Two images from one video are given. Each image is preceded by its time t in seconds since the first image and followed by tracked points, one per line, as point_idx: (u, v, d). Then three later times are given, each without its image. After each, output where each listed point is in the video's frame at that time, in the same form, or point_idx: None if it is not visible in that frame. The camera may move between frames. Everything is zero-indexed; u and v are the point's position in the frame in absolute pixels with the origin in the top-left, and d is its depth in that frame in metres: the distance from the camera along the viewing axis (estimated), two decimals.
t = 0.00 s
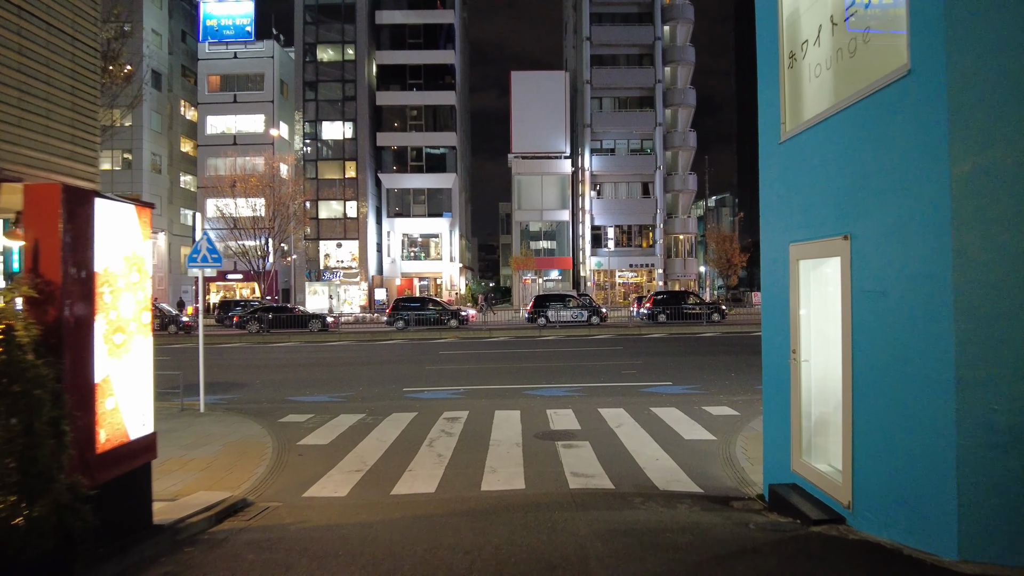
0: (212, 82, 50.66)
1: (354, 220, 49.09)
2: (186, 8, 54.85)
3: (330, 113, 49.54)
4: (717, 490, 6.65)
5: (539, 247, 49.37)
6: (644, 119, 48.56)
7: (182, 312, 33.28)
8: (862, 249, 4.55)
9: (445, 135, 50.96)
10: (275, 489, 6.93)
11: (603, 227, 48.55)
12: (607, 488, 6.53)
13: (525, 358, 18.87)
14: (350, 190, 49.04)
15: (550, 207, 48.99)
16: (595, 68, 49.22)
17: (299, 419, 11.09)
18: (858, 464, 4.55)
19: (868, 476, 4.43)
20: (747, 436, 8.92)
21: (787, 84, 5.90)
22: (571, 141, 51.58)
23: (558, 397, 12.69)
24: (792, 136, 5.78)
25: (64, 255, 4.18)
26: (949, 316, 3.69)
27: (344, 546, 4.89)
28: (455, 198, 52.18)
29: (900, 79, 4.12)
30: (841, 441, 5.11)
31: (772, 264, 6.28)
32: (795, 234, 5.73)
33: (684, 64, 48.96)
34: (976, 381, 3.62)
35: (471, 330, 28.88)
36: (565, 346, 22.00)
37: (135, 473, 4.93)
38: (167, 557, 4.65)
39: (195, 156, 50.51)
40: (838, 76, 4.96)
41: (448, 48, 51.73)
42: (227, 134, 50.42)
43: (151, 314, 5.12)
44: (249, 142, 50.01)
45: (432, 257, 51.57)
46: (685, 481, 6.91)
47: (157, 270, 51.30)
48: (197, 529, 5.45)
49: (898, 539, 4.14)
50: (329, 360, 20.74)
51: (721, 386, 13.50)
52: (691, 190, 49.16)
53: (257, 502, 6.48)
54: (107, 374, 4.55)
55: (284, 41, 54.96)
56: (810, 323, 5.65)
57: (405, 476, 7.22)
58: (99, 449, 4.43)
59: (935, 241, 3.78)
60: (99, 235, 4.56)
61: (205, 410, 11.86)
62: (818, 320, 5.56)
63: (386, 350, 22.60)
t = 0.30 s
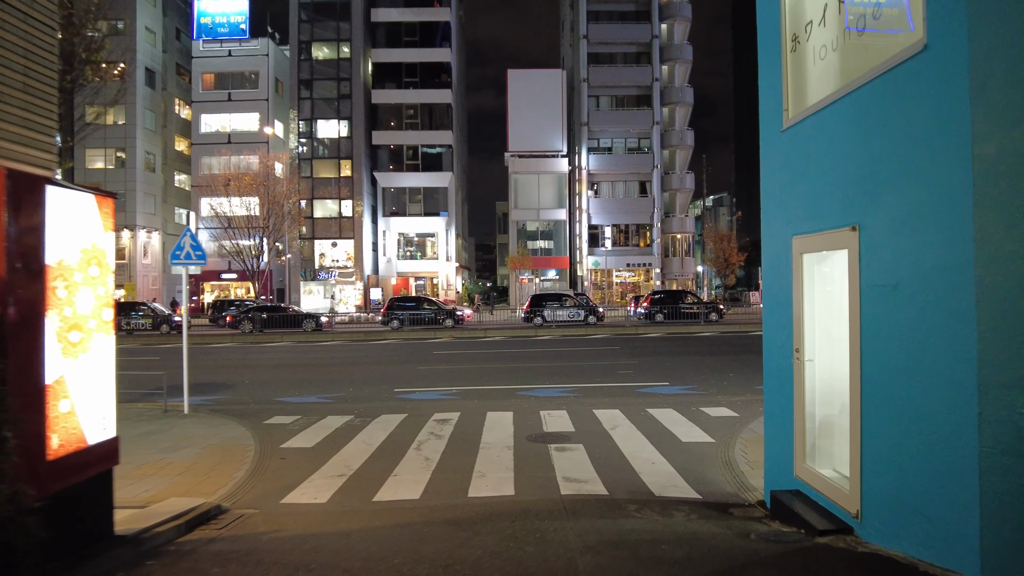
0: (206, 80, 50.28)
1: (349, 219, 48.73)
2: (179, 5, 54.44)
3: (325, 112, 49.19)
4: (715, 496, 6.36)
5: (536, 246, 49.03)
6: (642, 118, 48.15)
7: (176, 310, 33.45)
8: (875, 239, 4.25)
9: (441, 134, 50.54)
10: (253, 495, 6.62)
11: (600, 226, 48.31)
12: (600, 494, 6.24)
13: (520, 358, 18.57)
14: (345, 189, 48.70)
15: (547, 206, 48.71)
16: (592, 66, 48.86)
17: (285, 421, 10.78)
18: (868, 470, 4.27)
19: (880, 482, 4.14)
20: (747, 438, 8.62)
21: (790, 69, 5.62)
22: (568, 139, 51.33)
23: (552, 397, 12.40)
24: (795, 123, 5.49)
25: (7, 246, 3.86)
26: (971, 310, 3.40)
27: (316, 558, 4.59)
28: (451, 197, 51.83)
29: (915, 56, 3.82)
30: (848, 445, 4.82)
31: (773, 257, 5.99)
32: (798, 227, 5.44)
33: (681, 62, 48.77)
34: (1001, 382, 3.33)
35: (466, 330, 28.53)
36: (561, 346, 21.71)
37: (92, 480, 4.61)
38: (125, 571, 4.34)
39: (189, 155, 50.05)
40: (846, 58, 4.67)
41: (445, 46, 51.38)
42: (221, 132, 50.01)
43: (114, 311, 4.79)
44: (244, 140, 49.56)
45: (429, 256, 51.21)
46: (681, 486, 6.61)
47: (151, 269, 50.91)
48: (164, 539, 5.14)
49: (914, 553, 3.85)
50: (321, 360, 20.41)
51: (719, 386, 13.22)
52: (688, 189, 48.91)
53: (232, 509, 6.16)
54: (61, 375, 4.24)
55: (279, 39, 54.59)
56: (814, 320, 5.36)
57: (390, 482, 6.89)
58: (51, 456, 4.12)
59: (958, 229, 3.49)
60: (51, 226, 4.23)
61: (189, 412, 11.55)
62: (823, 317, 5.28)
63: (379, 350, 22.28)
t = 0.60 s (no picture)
0: (201, 80, 49.85)
1: (345, 219, 48.48)
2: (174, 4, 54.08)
3: (321, 112, 48.97)
4: (714, 507, 6.10)
5: (533, 247, 48.80)
6: (639, 117, 47.93)
7: (170, 310, 33.64)
8: (884, 239, 4.01)
9: (438, 134, 50.20)
10: (233, 506, 6.35)
11: (597, 226, 48.18)
12: (594, 506, 5.97)
13: (515, 361, 18.31)
14: (341, 189, 48.48)
15: (545, 206, 48.56)
16: (589, 66, 48.63)
17: (273, 427, 10.50)
18: (877, 485, 4.03)
19: (891, 498, 3.90)
20: (746, 444, 8.37)
21: (791, 62, 5.38)
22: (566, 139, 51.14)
23: (547, 401, 12.15)
24: (797, 119, 5.26)
25: None
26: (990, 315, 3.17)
27: None
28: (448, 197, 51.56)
29: (928, 43, 3.59)
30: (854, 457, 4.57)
31: (773, 259, 5.74)
32: (800, 227, 5.20)
33: (679, 62, 48.62)
34: None
35: (462, 331, 28.30)
36: (557, 348, 21.49)
37: (53, 496, 4.33)
38: None
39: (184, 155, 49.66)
40: (853, 48, 4.43)
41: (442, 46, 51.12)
42: (217, 132, 49.61)
43: (76, 318, 4.52)
44: (239, 140, 49.29)
45: (426, 257, 50.94)
46: (679, 497, 6.35)
47: (146, 270, 50.62)
48: (133, 557, 4.88)
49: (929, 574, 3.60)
50: (313, 362, 20.13)
51: (716, 390, 12.98)
52: (686, 189, 48.71)
53: (210, 521, 5.89)
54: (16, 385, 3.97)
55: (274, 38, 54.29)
56: (817, 324, 5.12)
57: (376, 492, 6.64)
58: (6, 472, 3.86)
59: (977, 228, 3.26)
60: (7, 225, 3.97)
61: (174, 416, 11.26)
62: (827, 322, 5.04)
63: (374, 352, 22.02)
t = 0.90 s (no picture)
0: (199, 79, 49.59)
1: (344, 219, 48.29)
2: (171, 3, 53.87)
3: (320, 111, 48.81)
4: (722, 513, 5.87)
5: (533, 247, 48.62)
6: (639, 117, 47.75)
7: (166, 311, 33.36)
8: (906, 233, 3.79)
9: (437, 133, 49.93)
10: (222, 512, 6.11)
11: (596, 227, 47.96)
12: (597, 513, 5.74)
13: (514, 362, 18.10)
14: (340, 189, 48.29)
15: (544, 206, 48.29)
16: (588, 66, 48.44)
17: (267, 428, 10.28)
18: (898, 493, 3.80)
19: (915, 507, 3.67)
20: (752, 448, 8.13)
21: (802, 49, 5.17)
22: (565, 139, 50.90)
23: (547, 402, 11.95)
24: (808, 108, 5.04)
25: None
26: None
27: None
28: (447, 197, 51.32)
29: (957, 21, 3.37)
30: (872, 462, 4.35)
31: (784, 254, 5.50)
32: (813, 221, 4.96)
33: (678, 62, 48.41)
34: None
35: (461, 332, 28.07)
36: (556, 348, 21.28)
37: (27, 504, 4.11)
38: None
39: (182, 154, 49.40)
40: (872, 33, 4.22)
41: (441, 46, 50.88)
42: (215, 132, 49.36)
43: (53, 315, 4.29)
44: (237, 140, 48.99)
45: (425, 257, 50.66)
46: (685, 502, 6.12)
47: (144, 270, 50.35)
48: (111, 568, 4.66)
49: None
50: (310, 363, 19.91)
51: (719, 391, 12.78)
52: (686, 189, 48.51)
53: (196, 528, 5.65)
54: None
55: (273, 37, 54.09)
56: (831, 323, 4.89)
57: (370, 497, 6.40)
58: None
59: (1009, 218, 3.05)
60: None
61: (166, 417, 11.03)
62: (842, 320, 4.83)
63: (371, 352, 21.82)
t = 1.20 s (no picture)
0: (201, 76, 49.42)
1: (346, 217, 47.99)
2: None
3: (322, 108, 48.58)
4: (737, 521, 5.54)
5: (536, 246, 48.25)
6: (643, 115, 47.37)
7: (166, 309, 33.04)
8: (949, 222, 3.47)
9: (440, 131, 49.57)
10: (209, 518, 5.79)
11: (601, 225, 47.42)
12: (605, 521, 5.41)
13: (517, 361, 17.78)
14: (342, 186, 48.00)
15: (547, 204, 47.90)
16: (593, 63, 48.08)
17: (262, 429, 9.97)
18: (936, 501, 3.50)
19: (958, 517, 3.36)
20: (764, 452, 7.80)
21: (827, 26, 4.83)
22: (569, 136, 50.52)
23: (551, 403, 11.62)
24: (833, 90, 4.71)
25: None
26: None
27: None
28: (450, 195, 50.93)
29: None
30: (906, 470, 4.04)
31: (804, 245, 5.19)
32: (838, 210, 4.64)
33: (683, 59, 47.97)
34: None
35: (463, 331, 27.69)
36: (559, 348, 20.91)
37: None
38: None
39: (183, 152, 49.12)
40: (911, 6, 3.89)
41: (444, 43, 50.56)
42: (217, 129, 49.11)
43: (18, 306, 3.97)
44: (239, 137, 48.70)
45: (427, 256, 50.17)
46: (698, 510, 5.79)
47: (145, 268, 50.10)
48: None
49: None
50: (309, 361, 19.63)
51: (728, 391, 12.44)
52: (691, 187, 48.07)
53: (181, 535, 5.34)
54: None
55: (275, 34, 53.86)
56: (857, 317, 4.57)
57: (366, 503, 6.09)
58: None
59: None
60: None
61: (159, 417, 10.72)
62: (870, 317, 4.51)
63: (372, 351, 21.53)
